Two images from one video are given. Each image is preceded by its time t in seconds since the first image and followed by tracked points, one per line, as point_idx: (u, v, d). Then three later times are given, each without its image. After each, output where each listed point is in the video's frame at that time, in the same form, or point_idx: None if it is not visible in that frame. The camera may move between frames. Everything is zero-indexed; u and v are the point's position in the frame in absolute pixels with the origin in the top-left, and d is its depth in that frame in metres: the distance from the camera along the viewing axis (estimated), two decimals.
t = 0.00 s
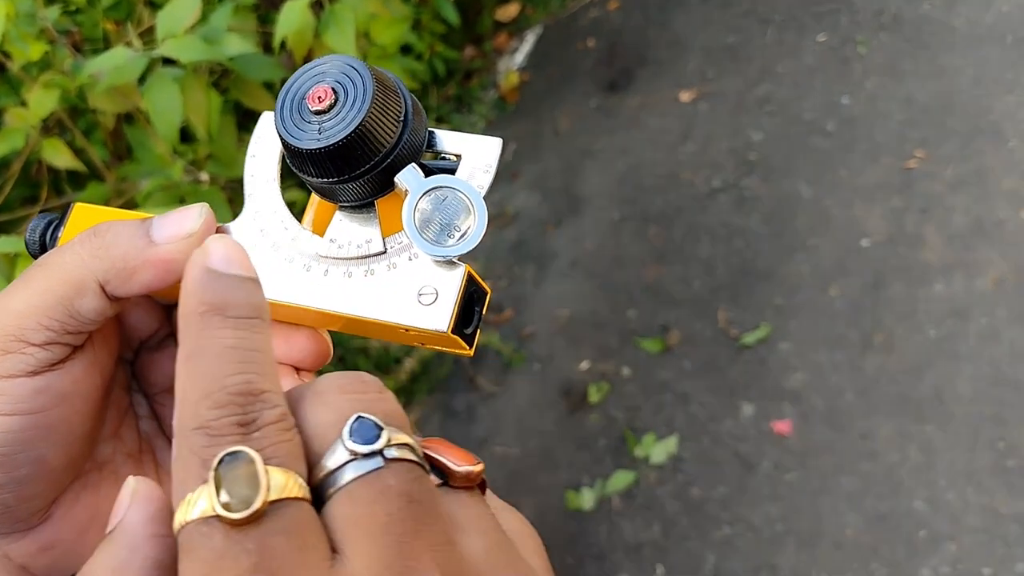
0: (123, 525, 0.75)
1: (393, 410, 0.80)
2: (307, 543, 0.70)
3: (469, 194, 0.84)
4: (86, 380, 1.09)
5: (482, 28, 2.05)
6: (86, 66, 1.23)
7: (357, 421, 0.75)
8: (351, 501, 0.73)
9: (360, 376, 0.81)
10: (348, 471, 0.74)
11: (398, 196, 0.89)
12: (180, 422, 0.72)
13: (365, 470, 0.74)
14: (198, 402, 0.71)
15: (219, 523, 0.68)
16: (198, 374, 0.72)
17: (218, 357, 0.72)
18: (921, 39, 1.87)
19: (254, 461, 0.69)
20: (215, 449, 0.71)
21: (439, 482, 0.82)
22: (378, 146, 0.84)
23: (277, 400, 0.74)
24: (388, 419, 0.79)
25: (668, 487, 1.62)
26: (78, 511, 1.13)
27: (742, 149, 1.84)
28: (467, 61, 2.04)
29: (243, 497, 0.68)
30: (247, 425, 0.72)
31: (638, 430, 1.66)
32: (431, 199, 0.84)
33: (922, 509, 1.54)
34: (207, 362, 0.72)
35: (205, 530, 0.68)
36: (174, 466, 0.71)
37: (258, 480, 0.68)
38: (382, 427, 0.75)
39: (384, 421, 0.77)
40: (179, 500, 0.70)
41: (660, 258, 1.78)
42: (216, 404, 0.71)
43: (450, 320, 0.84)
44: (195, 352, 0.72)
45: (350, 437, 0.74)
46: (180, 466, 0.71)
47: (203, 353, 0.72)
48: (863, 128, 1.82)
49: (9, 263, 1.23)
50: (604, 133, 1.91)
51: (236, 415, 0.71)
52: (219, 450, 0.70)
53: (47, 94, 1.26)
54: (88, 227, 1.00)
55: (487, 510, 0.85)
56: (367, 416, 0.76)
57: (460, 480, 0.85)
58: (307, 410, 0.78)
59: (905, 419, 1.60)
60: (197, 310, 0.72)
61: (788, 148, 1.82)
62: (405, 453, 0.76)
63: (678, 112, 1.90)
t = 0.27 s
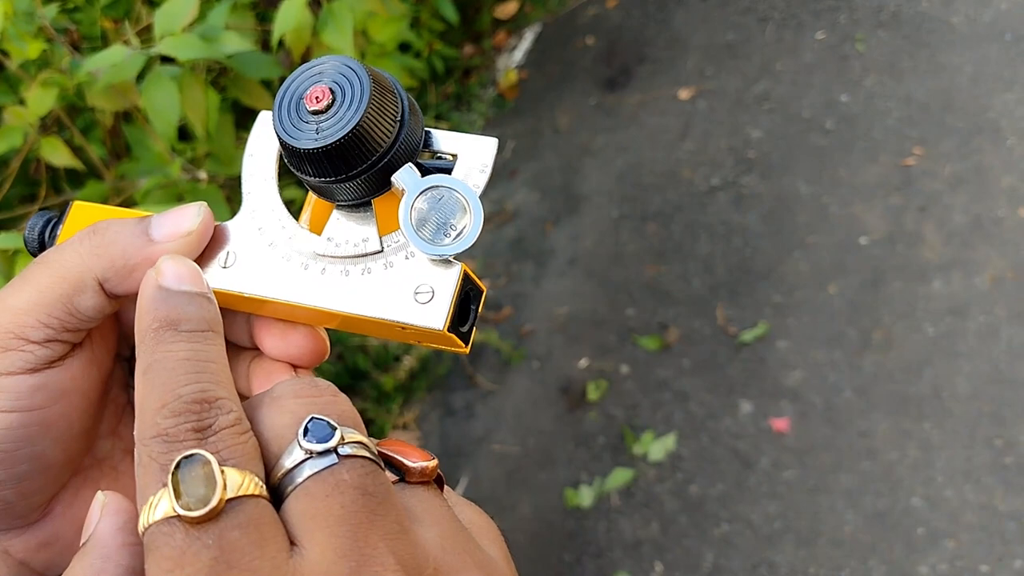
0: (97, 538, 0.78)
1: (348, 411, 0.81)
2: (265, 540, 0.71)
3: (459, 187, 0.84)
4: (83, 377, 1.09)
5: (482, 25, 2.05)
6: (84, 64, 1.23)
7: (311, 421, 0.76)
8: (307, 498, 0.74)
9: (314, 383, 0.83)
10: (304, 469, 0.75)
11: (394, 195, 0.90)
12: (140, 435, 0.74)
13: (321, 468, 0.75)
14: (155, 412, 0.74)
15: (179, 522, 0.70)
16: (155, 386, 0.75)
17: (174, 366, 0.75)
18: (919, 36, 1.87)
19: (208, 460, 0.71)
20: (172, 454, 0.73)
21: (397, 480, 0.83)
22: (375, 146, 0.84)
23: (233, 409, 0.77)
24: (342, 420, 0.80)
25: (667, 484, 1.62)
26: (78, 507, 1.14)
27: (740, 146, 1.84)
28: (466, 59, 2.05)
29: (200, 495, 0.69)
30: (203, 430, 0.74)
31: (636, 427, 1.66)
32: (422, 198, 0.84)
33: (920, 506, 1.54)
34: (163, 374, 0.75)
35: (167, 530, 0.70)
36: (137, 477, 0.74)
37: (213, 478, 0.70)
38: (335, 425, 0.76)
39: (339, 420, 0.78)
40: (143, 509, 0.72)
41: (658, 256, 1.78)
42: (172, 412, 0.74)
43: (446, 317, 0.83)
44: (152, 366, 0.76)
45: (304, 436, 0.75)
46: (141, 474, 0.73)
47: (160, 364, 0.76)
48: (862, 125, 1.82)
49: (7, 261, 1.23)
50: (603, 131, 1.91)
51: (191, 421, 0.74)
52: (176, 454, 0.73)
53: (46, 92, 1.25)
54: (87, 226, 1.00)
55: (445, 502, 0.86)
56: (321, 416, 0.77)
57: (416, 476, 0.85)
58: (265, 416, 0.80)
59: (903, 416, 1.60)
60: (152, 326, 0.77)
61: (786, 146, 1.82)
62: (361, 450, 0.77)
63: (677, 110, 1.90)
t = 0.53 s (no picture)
0: (98, 548, 0.76)
1: (352, 426, 0.78)
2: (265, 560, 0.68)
3: (451, 186, 0.84)
4: (76, 380, 1.09)
5: (480, 23, 2.06)
6: (81, 62, 1.22)
7: (316, 436, 0.73)
8: (311, 516, 0.71)
9: (317, 396, 0.80)
10: (307, 486, 0.72)
11: (389, 196, 0.89)
12: (140, 451, 0.73)
13: (324, 484, 0.72)
14: (154, 427, 0.72)
15: (179, 542, 0.68)
16: (154, 402, 0.73)
17: (173, 381, 0.74)
18: (918, 34, 1.87)
19: (207, 479, 0.69)
20: (171, 471, 0.71)
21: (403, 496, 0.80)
22: (368, 146, 0.84)
23: (233, 424, 0.75)
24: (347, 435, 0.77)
25: (666, 483, 1.62)
26: (72, 507, 1.16)
27: (739, 144, 1.84)
28: (464, 57, 2.05)
29: (198, 514, 0.68)
30: (202, 446, 0.72)
31: (635, 425, 1.66)
32: (415, 202, 0.84)
33: (919, 504, 1.54)
34: (162, 389, 0.74)
35: (166, 550, 0.68)
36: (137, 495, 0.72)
37: (212, 497, 0.68)
38: (340, 441, 0.73)
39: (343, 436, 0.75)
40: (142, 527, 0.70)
41: (657, 254, 1.78)
42: (171, 428, 0.72)
43: (440, 321, 0.83)
44: (152, 381, 0.74)
45: (308, 452, 0.73)
46: (141, 492, 0.71)
47: (158, 379, 0.74)
48: (861, 123, 1.81)
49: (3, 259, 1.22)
50: (602, 129, 1.91)
51: (191, 438, 0.72)
52: (175, 471, 0.71)
53: (42, 90, 1.25)
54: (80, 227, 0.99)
55: (453, 520, 0.82)
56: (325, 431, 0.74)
57: (423, 493, 0.82)
58: (268, 430, 0.77)
59: (902, 414, 1.60)
60: (150, 340, 0.76)
61: (785, 143, 1.82)
62: (367, 466, 0.74)
63: (676, 108, 1.90)
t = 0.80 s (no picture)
0: (154, 549, 0.73)
1: (416, 441, 0.77)
2: None
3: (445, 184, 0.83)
4: (80, 378, 1.09)
5: (480, 20, 2.04)
6: (80, 60, 1.22)
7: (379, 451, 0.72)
8: (376, 534, 0.70)
9: (380, 409, 0.80)
10: (371, 502, 0.71)
11: (391, 199, 0.89)
12: (201, 466, 0.70)
13: (390, 502, 0.70)
14: (213, 441, 0.70)
15: (241, 559, 0.65)
16: (213, 416, 0.71)
17: (230, 395, 0.71)
18: (918, 31, 1.87)
19: (270, 495, 0.67)
20: (232, 486, 0.69)
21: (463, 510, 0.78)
22: (372, 148, 0.84)
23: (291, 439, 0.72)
24: (408, 450, 0.76)
25: (666, 481, 1.62)
26: (74, 505, 1.18)
27: (739, 142, 1.84)
28: (465, 54, 2.03)
29: (259, 531, 0.66)
30: (264, 462, 0.70)
31: (635, 423, 1.66)
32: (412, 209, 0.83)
33: (919, 502, 1.54)
34: (221, 403, 0.71)
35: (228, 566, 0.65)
36: (199, 511, 0.70)
37: (274, 514, 0.66)
38: (403, 457, 0.72)
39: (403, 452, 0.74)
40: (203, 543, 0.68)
41: (657, 252, 1.78)
42: (231, 444, 0.70)
43: (441, 324, 0.83)
44: (209, 394, 0.71)
45: (373, 467, 0.71)
46: (204, 509, 0.69)
47: (213, 392, 0.71)
48: (861, 121, 1.81)
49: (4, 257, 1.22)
50: (602, 127, 1.90)
51: (250, 452, 0.70)
52: (236, 487, 0.69)
53: (42, 89, 1.25)
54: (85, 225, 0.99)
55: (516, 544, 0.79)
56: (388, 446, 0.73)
57: (484, 510, 0.79)
58: (328, 446, 0.76)
59: (902, 412, 1.60)
60: (203, 353, 0.72)
61: (785, 141, 1.82)
62: (429, 483, 0.72)
63: (676, 106, 1.89)
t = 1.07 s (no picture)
0: (372, 492, 0.87)
1: (686, 444, 0.91)
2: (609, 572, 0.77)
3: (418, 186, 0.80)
4: (60, 379, 1.10)
5: (480, 17, 1.98)
6: (79, 58, 1.22)
7: (664, 456, 0.84)
8: (647, 544, 0.81)
9: (655, 405, 0.92)
10: (652, 509, 0.82)
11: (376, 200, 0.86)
12: (476, 435, 0.81)
13: (665, 512, 0.82)
14: (499, 412, 0.80)
15: (521, 547, 0.75)
16: (497, 385, 0.80)
17: (518, 361, 0.79)
18: (919, 28, 1.87)
19: (561, 486, 0.76)
20: (519, 463, 0.79)
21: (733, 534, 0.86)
22: (356, 149, 0.81)
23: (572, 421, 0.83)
24: (681, 453, 0.88)
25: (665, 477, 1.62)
26: (57, 506, 1.19)
27: (739, 139, 1.83)
28: (465, 51, 1.98)
29: (551, 523, 0.75)
30: (547, 444, 0.80)
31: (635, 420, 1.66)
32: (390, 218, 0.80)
33: (919, 499, 1.54)
34: (509, 372, 0.79)
35: (506, 543, 0.76)
36: (470, 474, 0.80)
37: (564, 508, 0.76)
38: (689, 472, 0.84)
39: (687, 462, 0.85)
40: (478, 513, 0.79)
41: (657, 249, 1.78)
42: (516, 416, 0.80)
43: (425, 332, 0.82)
44: (496, 360, 0.80)
45: (656, 474, 0.83)
46: (477, 477, 0.79)
47: (506, 358, 0.79)
48: (861, 118, 1.82)
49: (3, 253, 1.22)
50: (602, 124, 1.90)
51: (536, 432, 0.80)
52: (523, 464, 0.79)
53: (42, 86, 1.25)
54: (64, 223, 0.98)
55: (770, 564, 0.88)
56: (671, 453, 0.84)
57: (750, 532, 0.88)
58: (612, 439, 0.88)
59: (901, 409, 1.60)
60: (495, 314, 0.79)
61: (785, 138, 1.82)
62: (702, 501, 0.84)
63: (676, 103, 1.89)
